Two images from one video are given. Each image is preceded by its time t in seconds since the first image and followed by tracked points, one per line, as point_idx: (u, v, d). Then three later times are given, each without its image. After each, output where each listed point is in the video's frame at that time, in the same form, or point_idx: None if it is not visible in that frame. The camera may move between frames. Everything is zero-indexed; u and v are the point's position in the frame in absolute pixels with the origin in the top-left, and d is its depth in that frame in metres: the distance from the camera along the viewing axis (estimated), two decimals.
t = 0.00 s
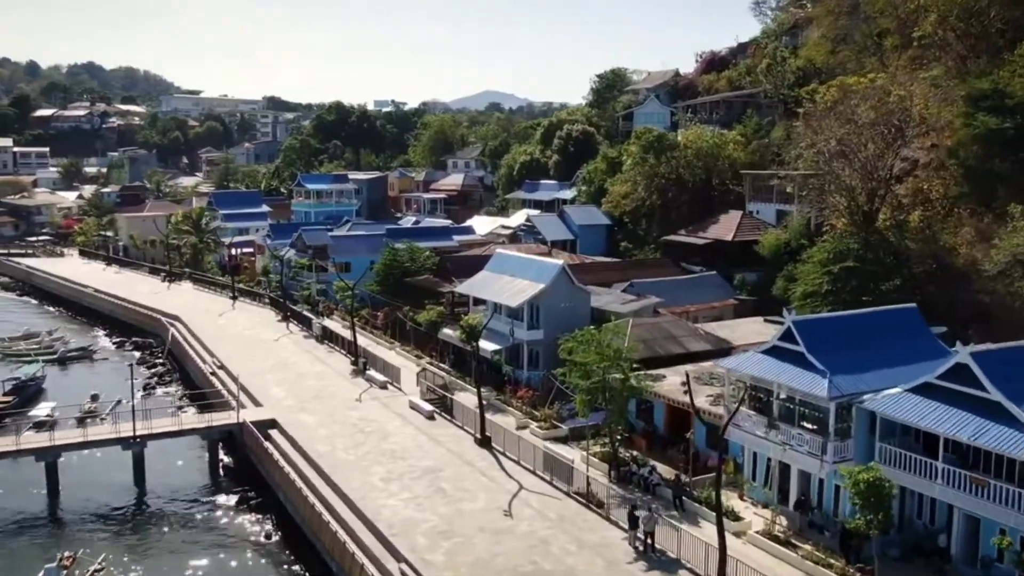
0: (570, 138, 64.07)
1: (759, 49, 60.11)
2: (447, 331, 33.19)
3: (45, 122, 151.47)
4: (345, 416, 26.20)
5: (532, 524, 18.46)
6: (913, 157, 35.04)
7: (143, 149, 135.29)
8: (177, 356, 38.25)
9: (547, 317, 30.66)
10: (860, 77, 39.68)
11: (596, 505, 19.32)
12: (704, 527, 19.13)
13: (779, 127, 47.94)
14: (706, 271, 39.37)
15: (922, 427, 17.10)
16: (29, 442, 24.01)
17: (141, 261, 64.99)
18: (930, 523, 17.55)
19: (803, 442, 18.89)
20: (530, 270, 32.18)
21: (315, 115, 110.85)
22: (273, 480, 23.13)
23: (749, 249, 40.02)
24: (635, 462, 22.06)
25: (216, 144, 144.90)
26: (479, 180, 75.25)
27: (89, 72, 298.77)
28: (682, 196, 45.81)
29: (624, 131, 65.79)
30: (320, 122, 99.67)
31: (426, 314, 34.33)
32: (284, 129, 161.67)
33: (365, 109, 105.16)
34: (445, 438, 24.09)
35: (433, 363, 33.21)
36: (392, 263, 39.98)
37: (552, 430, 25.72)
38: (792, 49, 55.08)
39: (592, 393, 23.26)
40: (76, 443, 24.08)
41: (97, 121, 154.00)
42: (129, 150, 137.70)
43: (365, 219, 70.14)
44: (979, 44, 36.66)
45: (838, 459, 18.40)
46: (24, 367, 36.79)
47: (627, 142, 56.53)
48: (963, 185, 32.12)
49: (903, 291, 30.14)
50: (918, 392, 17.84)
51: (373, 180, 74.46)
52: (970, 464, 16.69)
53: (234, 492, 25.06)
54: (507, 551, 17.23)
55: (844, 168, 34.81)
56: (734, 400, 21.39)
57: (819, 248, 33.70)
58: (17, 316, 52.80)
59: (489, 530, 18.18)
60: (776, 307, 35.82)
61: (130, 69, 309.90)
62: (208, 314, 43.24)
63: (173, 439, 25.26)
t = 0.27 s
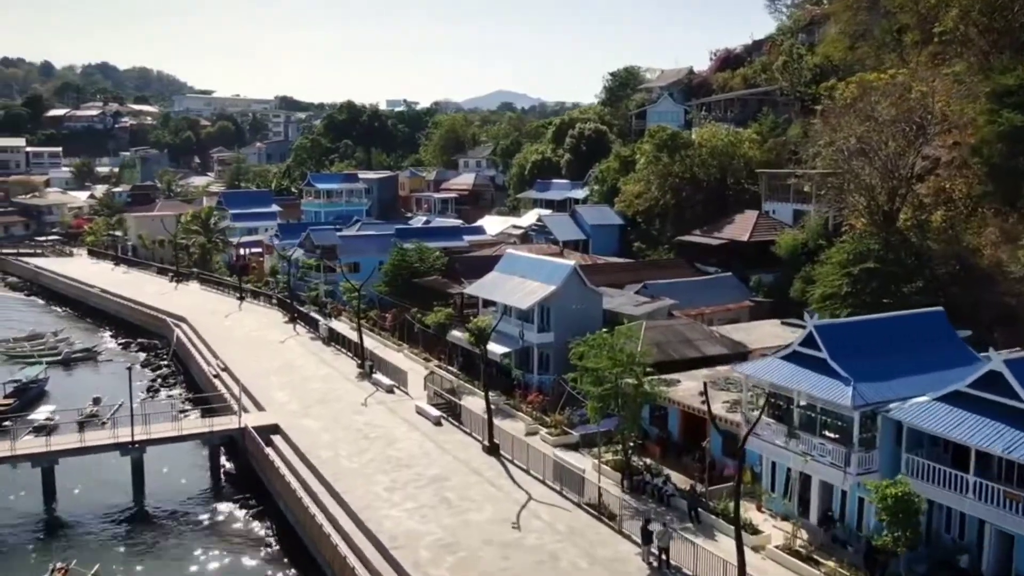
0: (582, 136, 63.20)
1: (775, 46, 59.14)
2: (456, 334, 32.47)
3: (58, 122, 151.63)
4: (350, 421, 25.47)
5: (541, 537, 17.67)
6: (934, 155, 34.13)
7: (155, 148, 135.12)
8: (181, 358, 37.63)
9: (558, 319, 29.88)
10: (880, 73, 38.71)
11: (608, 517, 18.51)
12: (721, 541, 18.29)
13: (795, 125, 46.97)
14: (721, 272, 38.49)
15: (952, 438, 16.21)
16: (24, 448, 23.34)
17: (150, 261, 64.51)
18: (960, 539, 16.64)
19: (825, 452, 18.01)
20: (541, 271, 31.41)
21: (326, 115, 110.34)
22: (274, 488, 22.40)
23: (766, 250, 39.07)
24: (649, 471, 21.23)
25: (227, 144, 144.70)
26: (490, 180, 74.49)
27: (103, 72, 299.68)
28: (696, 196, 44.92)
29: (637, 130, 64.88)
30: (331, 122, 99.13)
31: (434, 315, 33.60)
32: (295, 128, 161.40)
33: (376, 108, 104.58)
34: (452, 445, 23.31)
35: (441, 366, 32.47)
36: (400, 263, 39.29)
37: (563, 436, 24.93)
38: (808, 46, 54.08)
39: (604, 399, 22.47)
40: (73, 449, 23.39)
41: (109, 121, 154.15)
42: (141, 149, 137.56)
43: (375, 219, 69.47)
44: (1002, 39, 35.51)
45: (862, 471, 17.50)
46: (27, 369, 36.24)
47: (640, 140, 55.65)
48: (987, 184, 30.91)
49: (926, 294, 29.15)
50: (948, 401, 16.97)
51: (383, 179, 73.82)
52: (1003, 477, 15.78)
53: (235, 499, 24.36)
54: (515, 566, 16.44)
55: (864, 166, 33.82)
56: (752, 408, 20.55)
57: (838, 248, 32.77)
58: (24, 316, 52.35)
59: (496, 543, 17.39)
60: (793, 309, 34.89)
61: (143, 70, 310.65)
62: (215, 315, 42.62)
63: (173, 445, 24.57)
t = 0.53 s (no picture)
0: (597, 136, 62.22)
1: (793, 43, 58.01)
2: (466, 337, 31.63)
3: (74, 122, 151.95)
4: (356, 428, 24.65)
5: (552, 555, 16.79)
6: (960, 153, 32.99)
7: (170, 148, 135.04)
8: (188, 361, 36.95)
9: (571, 323, 29.02)
10: (904, 70, 37.60)
11: (623, 533, 17.61)
12: (742, 559, 17.36)
13: (815, 124, 45.90)
14: (739, 274, 37.49)
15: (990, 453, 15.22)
16: (20, 455, 22.60)
17: (161, 260, 64.01)
18: (996, 559, 15.48)
19: (853, 466, 17.02)
20: (554, 273, 30.52)
21: (340, 115, 109.81)
22: (276, 499, 21.58)
23: (785, 251, 37.97)
24: (665, 484, 20.29)
25: (241, 144, 144.51)
26: (503, 180, 73.65)
27: (119, 73, 301.11)
28: (713, 195, 43.92)
29: (653, 129, 63.88)
30: (344, 121, 98.48)
31: (444, 318, 32.77)
32: (310, 128, 161.15)
33: (390, 108, 103.94)
34: (461, 454, 22.45)
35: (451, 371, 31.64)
36: (410, 264, 38.50)
37: (576, 444, 24.01)
38: (828, 43, 52.96)
39: (619, 408, 21.55)
40: (70, 456, 22.66)
41: (124, 121, 154.35)
42: (155, 149, 137.54)
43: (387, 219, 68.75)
44: None
45: (892, 486, 16.55)
46: (31, 371, 35.66)
47: (656, 139, 54.65)
48: (1017, 184, 29.66)
49: (953, 298, 27.99)
50: (984, 414, 16.00)
51: (396, 179, 73.11)
52: None
53: (237, 509, 23.58)
54: None
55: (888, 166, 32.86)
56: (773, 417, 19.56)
57: (861, 250, 31.74)
58: (33, 317, 51.89)
59: (504, 561, 16.53)
60: (815, 313, 33.84)
61: (160, 70, 311.60)
62: (222, 317, 41.94)
63: (173, 452, 23.80)
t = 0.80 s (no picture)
0: (611, 135, 61.31)
1: (811, 41, 56.95)
2: (476, 341, 30.88)
3: (89, 122, 152.14)
4: (362, 435, 23.92)
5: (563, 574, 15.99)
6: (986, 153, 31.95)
7: (184, 148, 134.89)
8: (194, 364, 36.32)
9: (584, 327, 28.21)
10: (928, 67, 36.52)
11: (638, 550, 16.78)
12: None
13: (834, 123, 44.89)
14: (757, 277, 36.60)
15: (1021, 469, 14.44)
16: (17, 462, 21.94)
17: (171, 261, 63.56)
18: None
19: (881, 482, 16.15)
20: (567, 275, 29.73)
21: (353, 114, 109.26)
22: (278, 510, 20.85)
23: (804, 253, 37.03)
24: (682, 496, 19.47)
25: (255, 143, 144.25)
26: (516, 179, 72.86)
27: (135, 73, 302.11)
28: (730, 195, 43.00)
29: (668, 128, 62.98)
30: (357, 121, 97.91)
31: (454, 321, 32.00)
32: (323, 127, 160.74)
33: (403, 107, 103.29)
34: (469, 464, 21.68)
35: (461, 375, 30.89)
36: (421, 265, 37.84)
37: (588, 453, 23.22)
38: (848, 40, 51.89)
39: (634, 418, 20.68)
40: (67, 463, 21.98)
41: (139, 121, 154.40)
42: (169, 149, 137.40)
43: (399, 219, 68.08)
44: None
45: (922, 504, 15.67)
46: (35, 374, 35.10)
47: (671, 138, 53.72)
48: None
49: (980, 303, 27.03)
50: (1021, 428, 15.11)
51: (408, 179, 72.41)
52: None
53: (239, 519, 22.88)
54: None
55: (912, 165, 31.83)
56: (795, 428, 18.71)
57: (883, 252, 30.77)
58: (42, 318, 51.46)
59: None
60: (835, 317, 32.92)
61: (175, 70, 312.35)
62: (230, 318, 41.32)
63: (174, 459, 23.10)
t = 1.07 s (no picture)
0: (629, 134, 60.29)
1: (834, 38, 55.72)
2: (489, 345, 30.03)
3: (107, 122, 152.43)
4: (370, 444, 23.12)
5: None
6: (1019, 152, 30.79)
7: (200, 148, 134.81)
8: (202, 367, 35.67)
9: (601, 331, 27.34)
10: (957, 62, 35.27)
11: (656, 571, 15.87)
12: None
13: (858, 122, 43.73)
14: (778, 280, 35.60)
15: None
16: (13, 470, 21.26)
17: (184, 261, 63.10)
18: None
19: (915, 500, 15.17)
20: (583, 278, 28.85)
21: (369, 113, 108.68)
22: (281, 522, 20.07)
23: (828, 255, 35.93)
24: (703, 511, 18.55)
25: (271, 143, 143.99)
26: (533, 179, 71.98)
27: (154, 74, 303.41)
28: (751, 196, 41.96)
29: (687, 127, 61.96)
30: (373, 120, 97.30)
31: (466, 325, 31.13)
32: (340, 127, 160.39)
33: (419, 107, 102.58)
34: (480, 475, 20.84)
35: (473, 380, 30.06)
36: (435, 265, 37.12)
37: (604, 464, 22.32)
38: (872, 37, 50.66)
39: (652, 431, 19.55)
40: (65, 471, 21.27)
41: (157, 121, 154.28)
42: (186, 149, 137.35)
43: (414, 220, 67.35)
44: None
45: (961, 525, 14.69)
46: (42, 377, 34.52)
47: (690, 137, 52.68)
48: None
49: (1014, 308, 25.86)
50: None
51: (423, 178, 71.61)
52: None
53: (242, 531, 22.13)
54: None
55: (942, 165, 30.39)
56: (822, 441, 17.75)
57: (911, 254, 29.57)
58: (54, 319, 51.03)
59: None
60: (860, 322, 31.86)
61: (193, 70, 313.37)
62: (241, 320, 40.66)
63: (176, 468, 22.36)
